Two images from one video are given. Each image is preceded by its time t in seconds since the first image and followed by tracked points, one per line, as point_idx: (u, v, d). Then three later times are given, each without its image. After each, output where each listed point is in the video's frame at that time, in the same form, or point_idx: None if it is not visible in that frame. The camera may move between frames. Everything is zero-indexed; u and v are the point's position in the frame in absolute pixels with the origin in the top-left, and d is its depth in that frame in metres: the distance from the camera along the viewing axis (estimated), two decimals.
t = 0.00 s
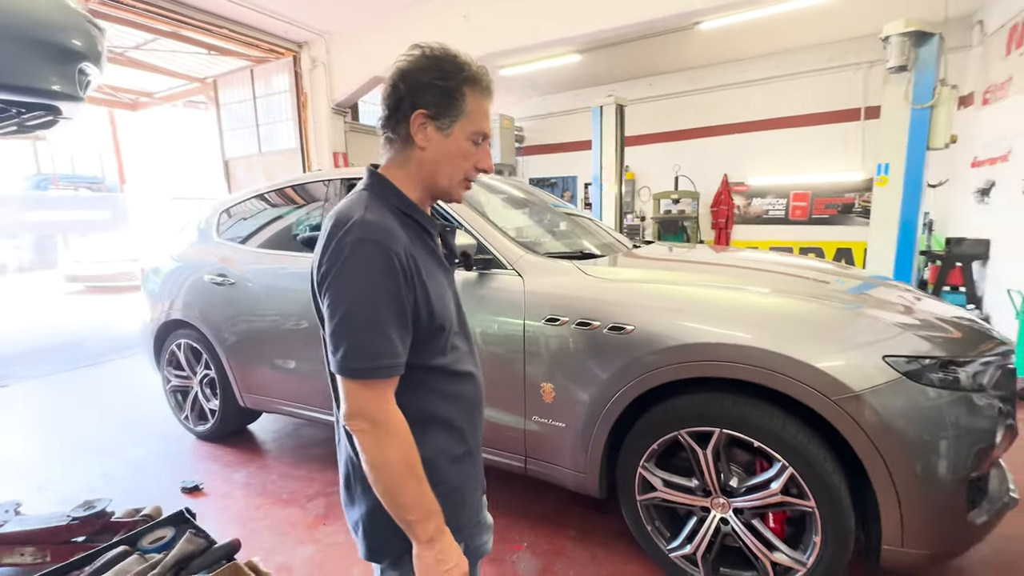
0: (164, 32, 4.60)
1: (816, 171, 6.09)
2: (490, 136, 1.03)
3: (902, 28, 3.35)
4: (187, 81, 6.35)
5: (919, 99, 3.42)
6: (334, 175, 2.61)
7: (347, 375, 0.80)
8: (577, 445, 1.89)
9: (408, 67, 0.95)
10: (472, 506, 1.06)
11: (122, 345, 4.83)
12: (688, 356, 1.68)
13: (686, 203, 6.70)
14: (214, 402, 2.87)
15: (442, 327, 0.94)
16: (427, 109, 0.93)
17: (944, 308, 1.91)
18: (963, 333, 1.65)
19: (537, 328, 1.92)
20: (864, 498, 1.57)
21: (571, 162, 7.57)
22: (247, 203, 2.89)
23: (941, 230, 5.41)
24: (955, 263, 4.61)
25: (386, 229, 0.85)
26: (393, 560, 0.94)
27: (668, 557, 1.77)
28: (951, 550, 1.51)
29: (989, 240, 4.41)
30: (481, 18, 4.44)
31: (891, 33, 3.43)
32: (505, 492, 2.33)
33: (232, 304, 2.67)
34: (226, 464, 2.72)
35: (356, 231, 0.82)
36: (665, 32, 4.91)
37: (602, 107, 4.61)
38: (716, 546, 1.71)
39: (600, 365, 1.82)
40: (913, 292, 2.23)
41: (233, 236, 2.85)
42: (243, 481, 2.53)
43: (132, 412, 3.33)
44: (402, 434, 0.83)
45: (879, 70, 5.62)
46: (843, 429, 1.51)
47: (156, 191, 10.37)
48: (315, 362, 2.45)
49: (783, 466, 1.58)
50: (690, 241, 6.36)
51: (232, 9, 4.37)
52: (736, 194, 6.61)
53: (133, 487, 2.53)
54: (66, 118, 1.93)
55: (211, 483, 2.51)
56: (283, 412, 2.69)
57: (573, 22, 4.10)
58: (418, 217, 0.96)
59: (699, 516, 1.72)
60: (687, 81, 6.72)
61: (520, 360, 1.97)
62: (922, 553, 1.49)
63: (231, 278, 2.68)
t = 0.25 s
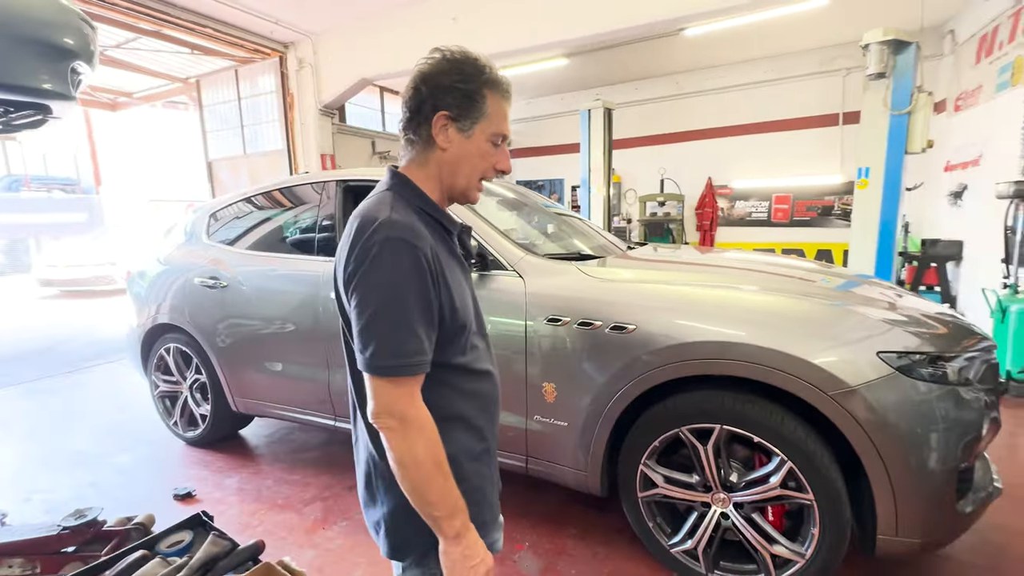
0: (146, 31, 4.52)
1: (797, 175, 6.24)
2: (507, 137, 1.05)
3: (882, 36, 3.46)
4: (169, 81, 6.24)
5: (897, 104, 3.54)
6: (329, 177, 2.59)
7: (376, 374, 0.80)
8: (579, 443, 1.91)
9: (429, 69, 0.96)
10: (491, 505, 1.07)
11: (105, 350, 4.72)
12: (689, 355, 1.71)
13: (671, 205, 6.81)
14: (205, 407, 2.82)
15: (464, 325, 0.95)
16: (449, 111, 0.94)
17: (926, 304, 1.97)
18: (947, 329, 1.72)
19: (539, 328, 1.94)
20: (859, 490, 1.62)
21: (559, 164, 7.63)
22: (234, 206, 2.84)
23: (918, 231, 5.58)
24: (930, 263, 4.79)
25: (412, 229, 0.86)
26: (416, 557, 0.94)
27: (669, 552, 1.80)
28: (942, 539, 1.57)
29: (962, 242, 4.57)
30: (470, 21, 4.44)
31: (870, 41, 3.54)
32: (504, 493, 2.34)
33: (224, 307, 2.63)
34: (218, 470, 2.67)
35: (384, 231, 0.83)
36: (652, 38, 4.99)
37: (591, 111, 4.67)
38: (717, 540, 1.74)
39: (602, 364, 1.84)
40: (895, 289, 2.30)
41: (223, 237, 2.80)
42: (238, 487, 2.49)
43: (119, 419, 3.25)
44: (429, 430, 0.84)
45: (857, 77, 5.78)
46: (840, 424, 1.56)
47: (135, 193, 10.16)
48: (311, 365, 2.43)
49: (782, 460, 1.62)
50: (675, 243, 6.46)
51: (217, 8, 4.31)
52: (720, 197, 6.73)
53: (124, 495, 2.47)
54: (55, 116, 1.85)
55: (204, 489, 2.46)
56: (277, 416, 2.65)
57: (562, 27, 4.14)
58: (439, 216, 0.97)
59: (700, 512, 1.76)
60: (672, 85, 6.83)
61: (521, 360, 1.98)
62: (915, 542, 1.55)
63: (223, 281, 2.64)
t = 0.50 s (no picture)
0: (130, 33, 4.45)
1: (782, 180, 6.38)
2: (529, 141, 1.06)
3: (865, 46, 3.56)
4: (153, 83, 6.15)
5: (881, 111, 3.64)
6: (327, 180, 2.57)
7: (408, 375, 0.81)
8: (584, 445, 1.93)
9: (453, 78, 0.97)
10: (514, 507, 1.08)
11: (89, 357, 4.61)
12: (693, 356, 1.74)
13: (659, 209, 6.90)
14: (198, 415, 2.77)
15: (490, 327, 0.96)
16: (474, 118, 0.96)
17: (915, 305, 2.04)
18: (936, 328, 1.77)
19: (544, 331, 1.95)
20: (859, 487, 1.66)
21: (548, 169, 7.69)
22: (222, 212, 2.82)
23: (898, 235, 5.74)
24: (910, 266, 4.90)
25: (442, 231, 0.87)
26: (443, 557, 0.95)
27: (674, 551, 1.83)
28: (939, 532, 1.62)
29: (942, 245, 4.70)
30: (462, 26, 4.45)
31: (854, 51, 3.65)
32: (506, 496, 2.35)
33: (218, 312, 2.60)
34: (212, 478, 2.62)
35: (416, 234, 0.84)
36: (642, 44, 5.07)
37: (581, 116, 4.72)
38: (721, 538, 1.77)
39: (608, 366, 1.86)
40: (879, 289, 2.37)
41: (217, 241, 2.76)
42: (235, 495, 2.45)
43: (107, 427, 3.17)
44: (460, 431, 0.84)
45: (839, 84, 5.93)
46: (841, 422, 1.60)
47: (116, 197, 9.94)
48: (310, 371, 2.42)
49: (785, 459, 1.65)
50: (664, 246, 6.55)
51: (206, 10, 4.26)
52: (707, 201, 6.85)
53: (116, 505, 2.41)
54: (50, 119, 1.77)
55: (200, 498, 2.42)
56: (273, 422, 2.62)
57: (555, 33, 4.17)
58: (465, 220, 0.98)
59: (704, 511, 1.79)
60: (659, 91, 6.93)
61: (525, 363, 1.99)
62: (914, 536, 1.59)
63: (218, 286, 2.61)
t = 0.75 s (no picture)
0: (117, 36, 4.38)
1: (768, 186, 6.50)
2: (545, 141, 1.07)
3: (850, 56, 3.68)
4: (139, 87, 6.05)
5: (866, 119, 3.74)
6: (326, 185, 2.56)
7: (445, 368, 0.82)
8: (589, 449, 1.94)
9: (465, 88, 0.99)
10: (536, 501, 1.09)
11: (74, 366, 4.50)
12: (698, 360, 1.77)
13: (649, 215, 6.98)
14: (193, 424, 2.73)
15: (519, 324, 0.97)
16: (487, 124, 0.97)
17: (903, 306, 2.10)
18: (928, 329, 1.81)
19: (549, 336, 1.96)
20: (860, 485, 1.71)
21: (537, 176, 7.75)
22: (214, 220, 2.79)
23: (880, 240, 5.88)
24: (893, 270, 5.02)
25: (476, 230, 0.89)
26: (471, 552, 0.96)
27: (680, 553, 1.85)
28: (937, 528, 1.67)
29: (924, 250, 4.82)
30: (456, 33, 4.48)
31: (840, 61, 3.75)
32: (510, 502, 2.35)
33: (214, 320, 2.56)
34: (208, 488, 2.57)
35: (451, 232, 0.85)
36: (632, 53, 5.15)
37: (573, 123, 4.77)
38: (725, 539, 1.80)
39: (613, 369, 1.88)
40: (866, 291, 2.44)
41: (212, 247, 2.72)
42: (233, 505, 2.41)
43: (97, 438, 3.10)
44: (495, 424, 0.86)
45: (822, 93, 6.08)
46: (843, 423, 1.64)
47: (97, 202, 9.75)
48: (309, 378, 2.39)
49: (788, 460, 1.69)
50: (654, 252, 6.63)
51: (197, 15, 4.22)
52: (695, 207, 6.95)
53: (110, 517, 2.35)
54: (48, 126, 1.70)
55: (198, 509, 2.36)
56: (270, 431, 2.58)
57: (548, 42, 4.22)
58: (492, 221, 0.99)
59: (709, 512, 1.81)
60: (647, 99, 7.03)
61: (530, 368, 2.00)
62: (913, 533, 1.64)
63: (215, 293, 2.57)
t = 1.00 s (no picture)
0: (110, 41, 4.35)
1: (759, 192, 6.59)
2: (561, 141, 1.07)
3: (840, 65, 3.74)
4: (130, 92, 6.00)
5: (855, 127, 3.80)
6: (324, 190, 2.55)
7: (469, 358, 0.84)
8: (593, 452, 1.95)
9: (479, 99, 1.02)
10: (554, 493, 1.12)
11: (63, 374, 4.43)
12: (701, 362, 1.79)
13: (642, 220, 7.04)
14: (190, 431, 2.70)
15: (540, 320, 0.99)
16: (499, 130, 0.99)
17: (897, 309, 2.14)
18: (923, 331, 1.84)
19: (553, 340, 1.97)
20: (860, 482, 1.74)
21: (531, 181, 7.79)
22: (207, 226, 2.76)
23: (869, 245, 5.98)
24: (882, 274, 5.12)
25: (498, 227, 0.91)
26: (489, 539, 1.00)
27: (684, 555, 1.86)
28: (936, 527, 1.69)
29: (911, 253, 4.94)
30: (452, 40, 4.50)
31: (829, 69, 3.82)
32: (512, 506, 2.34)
33: (211, 325, 2.53)
34: (206, 496, 2.53)
35: (475, 229, 0.88)
36: (626, 60, 5.21)
37: (568, 129, 4.80)
38: (729, 541, 1.81)
39: (617, 372, 1.89)
40: (858, 293, 2.48)
41: (209, 253, 2.69)
42: (231, 513, 2.37)
43: (90, 447, 3.04)
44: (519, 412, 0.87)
45: (811, 100, 6.19)
46: (844, 423, 1.66)
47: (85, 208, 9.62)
48: (308, 383, 2.37)
49: (790, 461, 1.71)
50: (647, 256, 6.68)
51: (193, 20, 4.19)
52: (688, 212, 7.01)
53: (105, 526, 2.30)
54: (49, 129, 1.61)
55: (196, 518, 2.32)
56: (268, 437, 2.56)
57: (544, 49, 4.25)
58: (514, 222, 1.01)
59: (712, 514, 1.83)
60: (640, 105, 7.11)
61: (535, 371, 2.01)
62: (913, 531, 1.66)
63: (212, 298, 2.54)
